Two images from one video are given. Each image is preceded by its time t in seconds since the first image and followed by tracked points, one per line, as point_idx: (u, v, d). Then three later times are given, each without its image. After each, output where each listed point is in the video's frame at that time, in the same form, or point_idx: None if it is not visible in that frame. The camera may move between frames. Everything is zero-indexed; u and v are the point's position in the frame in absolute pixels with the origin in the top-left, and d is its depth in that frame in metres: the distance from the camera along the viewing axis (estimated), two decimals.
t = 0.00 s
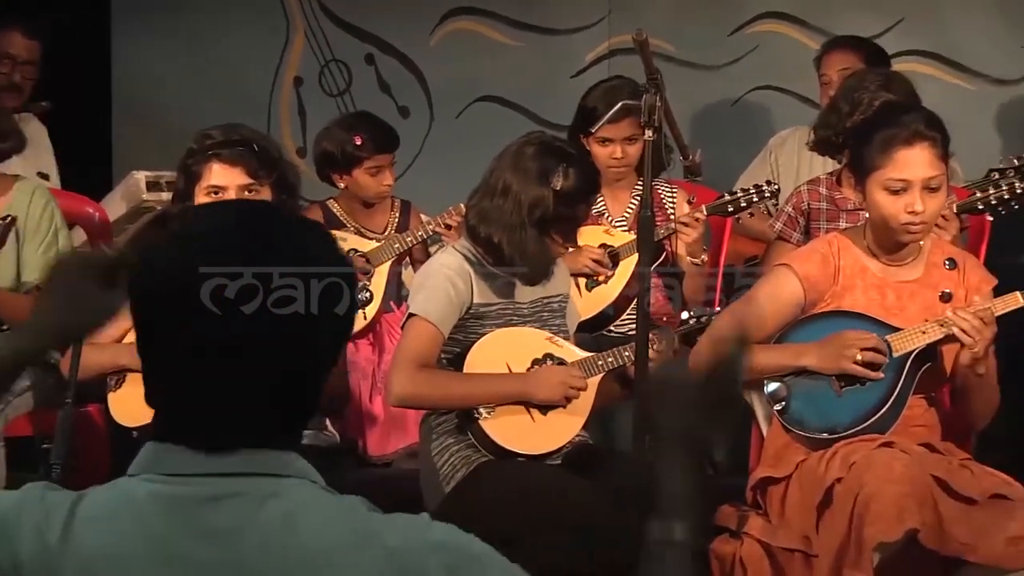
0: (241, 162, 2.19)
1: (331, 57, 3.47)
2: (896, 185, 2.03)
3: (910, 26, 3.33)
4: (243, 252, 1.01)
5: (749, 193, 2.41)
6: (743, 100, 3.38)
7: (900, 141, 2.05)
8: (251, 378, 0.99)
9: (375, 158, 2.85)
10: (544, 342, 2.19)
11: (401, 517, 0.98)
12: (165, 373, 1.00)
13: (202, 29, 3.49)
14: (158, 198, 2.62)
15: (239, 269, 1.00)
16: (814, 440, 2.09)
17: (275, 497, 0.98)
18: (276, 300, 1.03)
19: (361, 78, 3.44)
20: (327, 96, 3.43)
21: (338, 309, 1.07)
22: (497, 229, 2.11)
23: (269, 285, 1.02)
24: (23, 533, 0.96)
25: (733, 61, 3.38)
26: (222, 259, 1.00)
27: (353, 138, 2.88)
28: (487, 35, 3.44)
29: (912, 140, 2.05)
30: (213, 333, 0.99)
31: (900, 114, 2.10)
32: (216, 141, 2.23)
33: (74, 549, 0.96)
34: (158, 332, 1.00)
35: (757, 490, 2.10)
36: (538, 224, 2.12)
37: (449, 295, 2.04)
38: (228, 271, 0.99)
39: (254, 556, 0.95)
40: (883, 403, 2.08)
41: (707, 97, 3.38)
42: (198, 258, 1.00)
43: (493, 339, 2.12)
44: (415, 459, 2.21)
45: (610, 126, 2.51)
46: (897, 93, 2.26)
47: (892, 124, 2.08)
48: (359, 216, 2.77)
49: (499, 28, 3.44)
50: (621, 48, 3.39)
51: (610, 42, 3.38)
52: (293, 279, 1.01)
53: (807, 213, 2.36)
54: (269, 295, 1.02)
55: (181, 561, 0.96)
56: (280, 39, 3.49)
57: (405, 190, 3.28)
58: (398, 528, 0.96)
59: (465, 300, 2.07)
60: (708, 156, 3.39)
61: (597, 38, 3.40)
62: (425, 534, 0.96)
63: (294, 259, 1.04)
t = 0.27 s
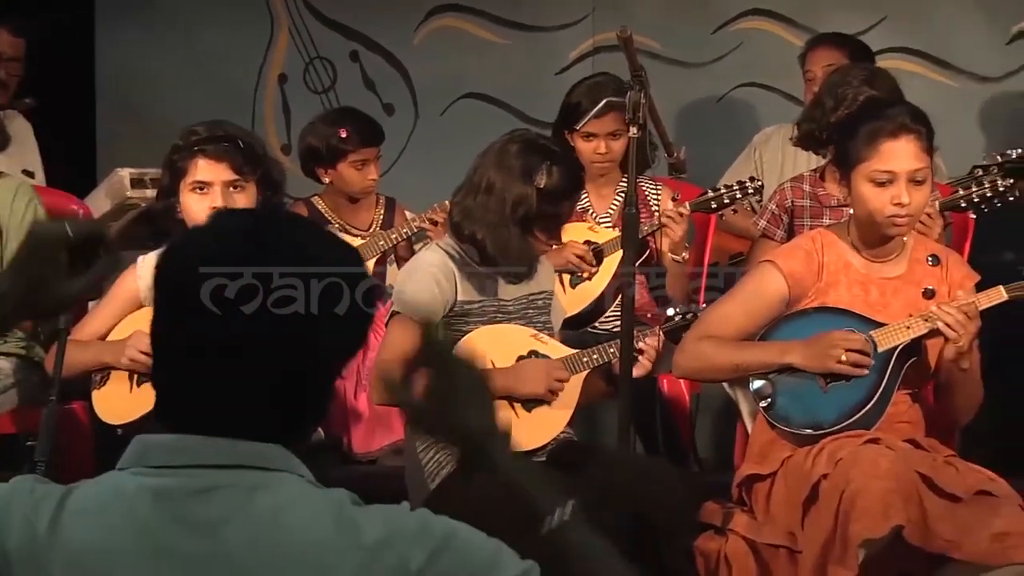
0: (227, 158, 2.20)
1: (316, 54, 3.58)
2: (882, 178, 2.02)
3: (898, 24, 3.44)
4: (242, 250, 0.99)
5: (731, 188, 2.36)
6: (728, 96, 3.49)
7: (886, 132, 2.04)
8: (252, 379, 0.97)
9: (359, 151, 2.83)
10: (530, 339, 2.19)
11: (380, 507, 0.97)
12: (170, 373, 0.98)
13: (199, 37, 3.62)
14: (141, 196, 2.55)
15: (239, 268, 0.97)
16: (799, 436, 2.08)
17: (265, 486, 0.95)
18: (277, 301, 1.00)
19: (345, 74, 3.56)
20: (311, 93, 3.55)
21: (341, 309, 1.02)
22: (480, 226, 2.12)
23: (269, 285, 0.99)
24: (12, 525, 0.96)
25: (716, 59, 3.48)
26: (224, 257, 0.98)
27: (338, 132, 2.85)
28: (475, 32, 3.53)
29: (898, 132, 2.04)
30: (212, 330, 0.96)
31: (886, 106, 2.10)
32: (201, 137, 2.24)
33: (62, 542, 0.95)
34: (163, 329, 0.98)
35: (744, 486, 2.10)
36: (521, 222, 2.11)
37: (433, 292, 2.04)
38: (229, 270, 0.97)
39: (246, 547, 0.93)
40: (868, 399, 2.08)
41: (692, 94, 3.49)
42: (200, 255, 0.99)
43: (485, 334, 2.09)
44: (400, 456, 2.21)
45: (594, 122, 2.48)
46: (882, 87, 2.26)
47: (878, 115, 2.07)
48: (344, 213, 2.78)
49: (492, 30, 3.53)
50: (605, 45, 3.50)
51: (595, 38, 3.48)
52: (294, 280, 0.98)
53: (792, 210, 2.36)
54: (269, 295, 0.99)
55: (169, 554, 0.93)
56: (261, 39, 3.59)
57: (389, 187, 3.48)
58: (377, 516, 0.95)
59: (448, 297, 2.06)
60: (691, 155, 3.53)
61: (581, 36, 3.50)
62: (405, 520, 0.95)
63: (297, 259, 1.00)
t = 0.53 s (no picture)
0: (214, 155, 2.20)
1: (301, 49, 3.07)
2: (868, 179, 2.03)
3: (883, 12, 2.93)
4: (242, 249, 1.00)
5: (717, 185, 2.44)
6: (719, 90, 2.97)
7: (873, 132, 2.03)
8: (247, 379, 0.99)
9: (347, 147, 2.81)
10: (517, 335, 2.18)
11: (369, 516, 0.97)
12: (155, 371, 0.98)
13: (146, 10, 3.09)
14: (128, 192, 2.61)
15: (238, 268, 0.99)
16: (785, 433, 2.09)
17: (247, 494, 0.96)
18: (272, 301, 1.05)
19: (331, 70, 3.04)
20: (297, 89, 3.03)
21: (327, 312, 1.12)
22: (466, 223, 2.11)
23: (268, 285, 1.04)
24: None
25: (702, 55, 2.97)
26: (222, 256, 0.99)
27: (326, 128, 2.81)
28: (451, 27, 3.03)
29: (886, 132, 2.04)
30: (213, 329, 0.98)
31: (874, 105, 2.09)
32: (187, 134, 2.24)
33: (42, 551, 0.94)
34: (150, 330, 0.98)
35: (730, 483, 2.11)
36: (508, 217, 2.11)
37: (420, 289, 2.05)
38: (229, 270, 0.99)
39: (228, 554, 0.94)
40: (853, 396, 2.08)
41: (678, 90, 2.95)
42: (196, 253, 0.98)
43: (467, 333, 2.12)
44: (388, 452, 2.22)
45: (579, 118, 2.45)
46: (868, 85, 2.25)
47: (866, 114, 2.06)
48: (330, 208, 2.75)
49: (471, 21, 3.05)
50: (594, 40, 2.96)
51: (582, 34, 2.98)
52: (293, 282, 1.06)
53: (777, 206, 2.37)
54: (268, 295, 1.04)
55: (151, 558, 0.94)
56: (247, 31, 3.08)
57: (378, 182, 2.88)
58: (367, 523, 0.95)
59: (437, 294, 2.08)
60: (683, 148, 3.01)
61: (565, 31, 3.00)
62: (395, 530, 0.96)
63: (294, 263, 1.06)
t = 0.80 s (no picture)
0: (198, 149, 2.22)
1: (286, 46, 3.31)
2: (854, 169, 2.02)
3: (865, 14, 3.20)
4: (241, 251, 1.04)
5: (701, 181, 2.38)
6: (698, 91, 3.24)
7: (858, 123, 2.02)
8: (248, 377, 1.02)
9: (330, 144, 2.80)
10: (501, 331, 2.17)
11: (356, 506, 0.99)
12: (156, 371, 1.01)
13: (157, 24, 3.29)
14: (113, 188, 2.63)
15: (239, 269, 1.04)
16: (770, 430, 2.08)
17: (241, 484, 0.96)
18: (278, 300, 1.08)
19: (314, 66, 3.26)
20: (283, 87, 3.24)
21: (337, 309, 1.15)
22: (448, 217, 2.12)
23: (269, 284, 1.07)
24: None
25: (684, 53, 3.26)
26: (220, 259, 1.03)
27: (309, 125, 2.81)
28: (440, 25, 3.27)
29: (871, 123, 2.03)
30: (212, 329, 1.01)
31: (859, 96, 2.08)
32: (171, 128, 2.26)
33: (38, 539, 0.94)
34: (150, 330, 1.01)
35: (715, 479, 2.10)
36: (489, 211, 2.12)
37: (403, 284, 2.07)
38: (228, 271, 1.03)
39: (222, 544, 0.94)
40: (838, 391, 2.07)
41: (659, 89, 3.23)
42: (195, 257, 1.03)
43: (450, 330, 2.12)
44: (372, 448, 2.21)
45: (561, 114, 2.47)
46: (853, 78, 2.25)
47: (851, 105, 2.05)
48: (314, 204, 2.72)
49: (454, 20, 3.29)
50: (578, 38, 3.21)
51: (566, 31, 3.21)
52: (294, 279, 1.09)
53: (761, 202, 2.37)
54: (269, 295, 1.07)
55: (147, 547, 0.94)
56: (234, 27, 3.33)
57: (361, 179, 3.00)
58: (355, 513, 0.97)
59: (421, 289, 2.09)
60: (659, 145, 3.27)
61: (547, 29, 3.23)
62: (383, 519, 0.97)
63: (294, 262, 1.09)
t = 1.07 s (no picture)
0: (180, 147, 2.21)
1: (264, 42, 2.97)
2: (835, 169, 2.01)
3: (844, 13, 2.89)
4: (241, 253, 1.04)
5: (682, 180, 2.46)
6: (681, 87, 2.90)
7: (839, 123, 2.01)
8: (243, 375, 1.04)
9: (311, 141, 2.72)
10: (481, 330, 2.19)
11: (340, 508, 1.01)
12: (141, 366, 1.01)
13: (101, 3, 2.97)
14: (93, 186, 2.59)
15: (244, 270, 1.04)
16: (751, 428, 2.06)
17: (218, 485, 0.98)
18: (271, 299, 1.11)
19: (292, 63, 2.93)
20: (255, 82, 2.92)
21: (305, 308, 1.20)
22: (425, 217, 2.11)
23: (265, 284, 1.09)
24: None
25: (670, 49, 2.91)
26: (217, 259, 1.02)
27: (290, 122, 2.73)
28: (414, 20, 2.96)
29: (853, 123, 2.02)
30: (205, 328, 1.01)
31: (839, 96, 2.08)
32: (153, 126, 2.25)
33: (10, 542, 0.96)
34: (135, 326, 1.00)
35: (695, 477, 2.08)
36: (466, 209, 2.12)
37: (382, 284, 2.06)
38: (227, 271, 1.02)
39: (201, 541, 0.96)
40: (819, 389, 2.06)
41: (639, 86, 2.87)
42: (189, 254, 1.01)
43: (428, 329, 2.13)
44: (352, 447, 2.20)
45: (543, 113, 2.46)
46: (832, 77, 2.24)
47: (832, 105, 2.04)
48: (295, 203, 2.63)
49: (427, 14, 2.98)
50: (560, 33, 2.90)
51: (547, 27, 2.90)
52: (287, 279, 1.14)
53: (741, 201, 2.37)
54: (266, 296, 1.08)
55: (121, 547, 0.96)
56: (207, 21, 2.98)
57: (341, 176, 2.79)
58: (339, 517, 0.99)
59: (400, 289, 2.08)
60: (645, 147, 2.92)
61: (530, 25, 2.93)
62: (365, 525, 1.00)
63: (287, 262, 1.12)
